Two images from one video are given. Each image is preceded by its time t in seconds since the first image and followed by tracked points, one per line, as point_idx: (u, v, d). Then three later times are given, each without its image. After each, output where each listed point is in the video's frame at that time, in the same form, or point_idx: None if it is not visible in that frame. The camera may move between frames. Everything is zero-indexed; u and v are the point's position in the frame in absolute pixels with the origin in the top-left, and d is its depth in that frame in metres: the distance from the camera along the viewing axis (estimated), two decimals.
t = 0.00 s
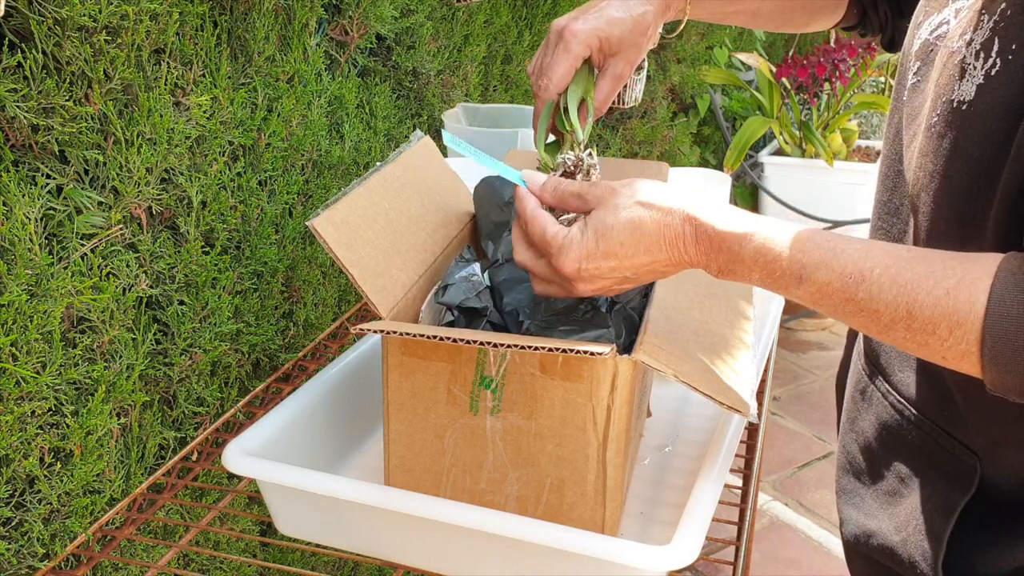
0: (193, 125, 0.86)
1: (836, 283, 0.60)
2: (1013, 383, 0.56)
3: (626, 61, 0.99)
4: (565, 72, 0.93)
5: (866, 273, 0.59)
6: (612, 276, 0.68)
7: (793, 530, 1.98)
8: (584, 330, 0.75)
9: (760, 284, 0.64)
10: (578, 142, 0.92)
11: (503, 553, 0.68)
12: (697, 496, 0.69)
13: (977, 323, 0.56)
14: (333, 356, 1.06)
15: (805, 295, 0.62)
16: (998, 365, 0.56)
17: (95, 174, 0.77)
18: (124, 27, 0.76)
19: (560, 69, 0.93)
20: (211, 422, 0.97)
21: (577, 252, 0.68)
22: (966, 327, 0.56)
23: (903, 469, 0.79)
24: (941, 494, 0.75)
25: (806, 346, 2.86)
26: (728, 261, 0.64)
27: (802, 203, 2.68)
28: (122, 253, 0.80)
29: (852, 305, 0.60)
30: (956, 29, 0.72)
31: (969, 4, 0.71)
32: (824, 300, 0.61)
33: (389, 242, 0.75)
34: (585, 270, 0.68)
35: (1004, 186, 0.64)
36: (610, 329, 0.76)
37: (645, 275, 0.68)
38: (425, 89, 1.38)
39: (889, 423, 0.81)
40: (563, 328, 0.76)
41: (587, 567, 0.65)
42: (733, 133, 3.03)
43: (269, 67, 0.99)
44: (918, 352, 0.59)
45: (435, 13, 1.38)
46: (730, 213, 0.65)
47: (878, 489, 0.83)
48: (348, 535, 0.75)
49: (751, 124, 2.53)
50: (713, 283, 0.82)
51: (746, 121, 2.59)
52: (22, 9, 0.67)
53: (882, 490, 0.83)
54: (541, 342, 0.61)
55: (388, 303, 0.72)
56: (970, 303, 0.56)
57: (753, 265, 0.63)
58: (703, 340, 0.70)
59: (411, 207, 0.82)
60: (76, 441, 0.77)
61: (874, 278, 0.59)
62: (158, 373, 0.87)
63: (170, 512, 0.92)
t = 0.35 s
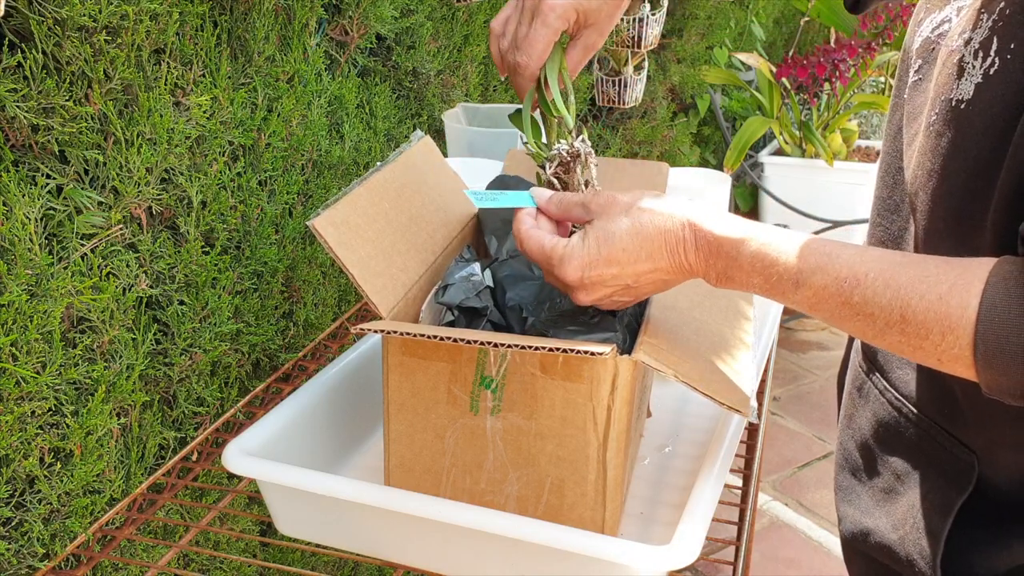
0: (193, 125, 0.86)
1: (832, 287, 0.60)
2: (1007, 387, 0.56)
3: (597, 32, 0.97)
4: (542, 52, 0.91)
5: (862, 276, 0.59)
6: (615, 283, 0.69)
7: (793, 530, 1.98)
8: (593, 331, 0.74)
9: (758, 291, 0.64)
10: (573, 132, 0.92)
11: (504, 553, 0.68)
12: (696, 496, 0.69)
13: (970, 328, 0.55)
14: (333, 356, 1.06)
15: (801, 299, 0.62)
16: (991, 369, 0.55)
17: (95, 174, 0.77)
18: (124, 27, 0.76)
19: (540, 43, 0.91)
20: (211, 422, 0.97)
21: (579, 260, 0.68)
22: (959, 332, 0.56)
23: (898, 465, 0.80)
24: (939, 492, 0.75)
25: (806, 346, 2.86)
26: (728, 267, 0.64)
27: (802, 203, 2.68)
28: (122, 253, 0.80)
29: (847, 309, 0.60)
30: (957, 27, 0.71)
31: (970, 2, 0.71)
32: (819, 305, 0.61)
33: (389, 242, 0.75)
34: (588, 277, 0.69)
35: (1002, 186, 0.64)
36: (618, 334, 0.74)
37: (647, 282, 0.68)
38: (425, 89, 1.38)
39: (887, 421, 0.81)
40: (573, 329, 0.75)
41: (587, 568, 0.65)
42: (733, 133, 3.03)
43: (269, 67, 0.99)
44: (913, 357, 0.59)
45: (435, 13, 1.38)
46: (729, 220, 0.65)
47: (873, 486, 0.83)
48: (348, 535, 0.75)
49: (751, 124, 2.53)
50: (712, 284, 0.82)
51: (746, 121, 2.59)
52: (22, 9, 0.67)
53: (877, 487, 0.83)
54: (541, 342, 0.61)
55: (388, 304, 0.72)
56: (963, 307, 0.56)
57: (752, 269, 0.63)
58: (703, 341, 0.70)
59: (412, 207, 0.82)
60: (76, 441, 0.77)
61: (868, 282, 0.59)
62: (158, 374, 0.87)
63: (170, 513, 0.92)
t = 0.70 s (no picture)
0: (193, 125, 0.86)
1: (836, 284, 0.60)
2: (1009, 385, 0.56)
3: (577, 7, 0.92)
4: (513, 44, 0.94)
5: (865, 274, 0.59)
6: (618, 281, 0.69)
7: (793, 530, 1.98)
8: (594, 330, 0.74)
9: (760, 290, 0.64)
10: (551, 129, 0.92)
11: (504, 552, 0.68)
12: (696, 496, 0.69)
13: (971, 326, 0.55)
14: (333, 356, 1.06)
15: (806, 298, 0.62)
16: (993, 366, 0.55)
17: (95, 174, 0.77)
18: (124, 27, 0.76)
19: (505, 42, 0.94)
20: (211, 422, 0.97)
21: (583, 257, 0.69)
22: (961, 329, 0.56)
23: (896, 454, 0.80)
24: (942, 483, 0.75)
25: (806, 346, 2.86)
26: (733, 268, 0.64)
27: (802, 203, 2.68)
28: (122, 253, 0.80)
29: (851, 307, 0.60)
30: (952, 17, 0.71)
31: None
32: (820, 304, 0.61)
33: (389, 242, 0.75)
34: (592, 274, 0.69)
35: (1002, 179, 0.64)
36: (619, 334, 0.74)
37: (649, 280, 0.68)
38: (425, 89, 1.38)
39: (887, 411, 0.81)
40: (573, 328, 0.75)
41: (587, 567, 0.65)
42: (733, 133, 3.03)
43: (269, 67, 0.99)
44: (917, 356, 0.59)
45: (435, 14, 1.38)
46: (734, 219, 0.65)
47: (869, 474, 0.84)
48: (348, 535, 0.75)
49: (751, 124, 2.53)
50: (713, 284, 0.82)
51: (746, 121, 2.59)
52: (22, 9, 0.67)
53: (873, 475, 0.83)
54: (542, 342, 0.61)
55: (388, 304, 0.72)
56: (964, 306, 0.56)
57: (756, 268, 0.63)
58: (704, 341, 0.70)
59: (412, 207, 0.82)
60: (76, 442, 0.77)
61: (871, 280, 0.59)
62: (158, 373, 0.87)
63: (171, 513, 0.92)
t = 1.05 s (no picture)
0: (193, 125, 0.86)
1: (807, 293, 0.59)
2: (988, 383, 0.56)
3: (537, 20, 0.84)
4: (483, 78, 0.89)
5: (834, 280, 0.59)
6: (579, 251, 0.70)
7: (793, 530, 1.98)
8: (592, 330, 0.73)
9: (727, 304, 0.63)
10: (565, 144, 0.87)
11: (504, 553, 0.68)
12: (696, 496, 0.69)
13: (948, 324, 0.56)
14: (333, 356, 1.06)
15: (775, 307, 0.61)
16: (972, 364, 0.56)
17: (95, 174, 0.77)
18: (124, 27, 0.76)
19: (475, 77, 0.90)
20: (211, 422, 0.97)
21: (551, 216, 0.69)
22: (939, 327, 0.56)
23: (896, 448, 0.80)
24: (946, 479, 0.74)
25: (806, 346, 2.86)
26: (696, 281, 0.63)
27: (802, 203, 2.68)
28: (122, 253, 0.80)
29: (821, 314, 0.59)
30: (954, 10, 0.71)
31: None
32: (794, 311, 0.60)
33: (388, 242, 0.75)
34: (556, 238, 0.70)
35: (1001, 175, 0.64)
36: (617, 333, 0.74)
37: (610, 266, 0.69)
38: (425, 89, 1.38)
39: (887, 406, 0.81)
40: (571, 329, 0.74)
41: (587, 567, 0.65)
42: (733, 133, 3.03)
43: (269, 67, 0.99)
44: (891, 359, 0.59)
45: (435, 13, 1.38)
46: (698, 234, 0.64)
47: (870, 469, 0.84)
48: (348, 535, 0.75)
49: (751, 125, 2.53)
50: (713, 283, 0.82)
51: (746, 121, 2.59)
52: (22, 9, 0.67)
53: (873, 470, 0.83)
54: (541, 342, 0.61)
55: (388, 304, 0.72)
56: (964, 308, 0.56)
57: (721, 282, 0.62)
58: (703, 341, 0.70)
59: (411, 207, 0.82)
60: (76, 441, 0.77)
61: (843, 286, 0.59)
62: (158, 373, 0.87)
63: (171, 512, 0.92)
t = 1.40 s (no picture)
0: (193, 125, 0.86)
1: (778, 292, 0.59)
2: (959, 379, 0.56)
3: (531, 46, 0.82)
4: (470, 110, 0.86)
5: (807, 279, 0.59)
6: (560, 245, 0.71)
7: (793, 530, 1.98)
8: (592, 330, 0.74)
9: (701, 305, 0.63)
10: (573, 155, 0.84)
11: (504, 552, 0.68)
12: (695, 496, 0.69)
13: (920, 320, 0.55)
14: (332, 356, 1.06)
15: (748, 307, 0.61)
16: (942, 361, 0.55)
17: (95, 174, 0.77)
18: (124, 27, 0.76)
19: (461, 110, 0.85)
20: (211, 422, 0.97)
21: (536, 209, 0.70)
22: (910, 324, 0.56)
23: (892, 450, 0.81)
24: (943, 481, 0.74)
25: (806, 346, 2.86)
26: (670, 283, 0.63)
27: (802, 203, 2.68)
28: (122, 253, 0.80)
29: (794, 313, 0.59)
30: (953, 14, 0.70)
31: None
32: (767, 310, 0.60)
33: (388, 243, 0.75)
34: (537, 229, 0.71)
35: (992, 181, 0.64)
36: (615, 332, 0.74)
37: (589, 262, 0.70)
38: (425, 89, 1.38)
39: (885, 407, 0.82)
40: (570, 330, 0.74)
41: (587, 567, 0.65)
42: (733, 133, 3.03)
43: (269, 67, 0.99)
44: (865, 358, 0.59)
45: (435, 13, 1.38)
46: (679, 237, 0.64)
47: (865, 471, 0.84)
48: (348, 535, 0.75)
49: (751, 125, 2.53)
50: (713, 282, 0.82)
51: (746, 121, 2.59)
52: (22, 9, 0.67)
53: (869, 472, 0.84)
54: (541, 342, 0.61)
55: (389, 304, 0.72)
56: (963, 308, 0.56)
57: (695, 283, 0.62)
58: (702, 342, 0.70)
59: (411, 207, 0.82)
60: (76, 441, 0.77)
61: (814, 284, 0.59)
62: (158, 373, 0.87)
63: (170, 512, 0.92)
